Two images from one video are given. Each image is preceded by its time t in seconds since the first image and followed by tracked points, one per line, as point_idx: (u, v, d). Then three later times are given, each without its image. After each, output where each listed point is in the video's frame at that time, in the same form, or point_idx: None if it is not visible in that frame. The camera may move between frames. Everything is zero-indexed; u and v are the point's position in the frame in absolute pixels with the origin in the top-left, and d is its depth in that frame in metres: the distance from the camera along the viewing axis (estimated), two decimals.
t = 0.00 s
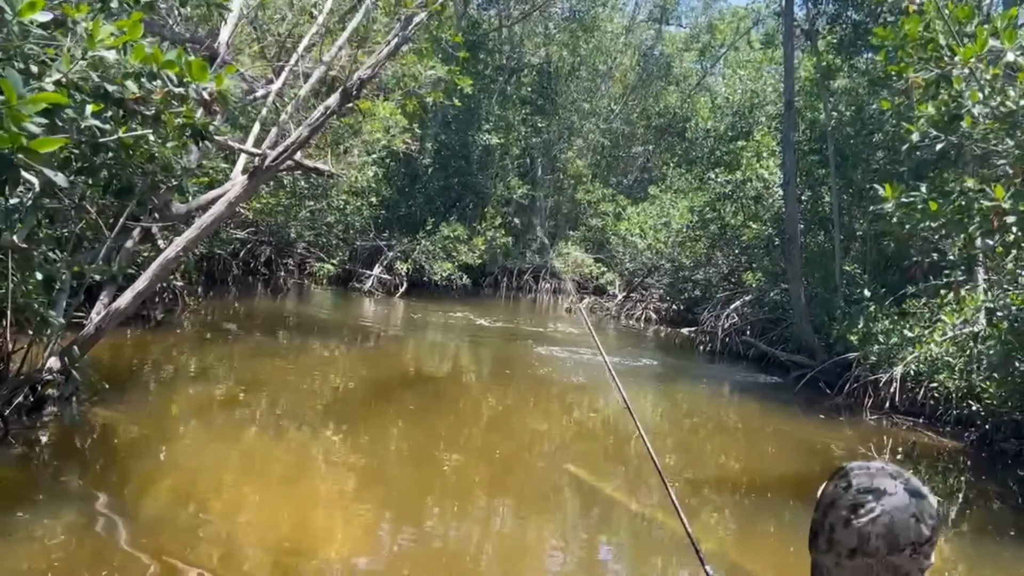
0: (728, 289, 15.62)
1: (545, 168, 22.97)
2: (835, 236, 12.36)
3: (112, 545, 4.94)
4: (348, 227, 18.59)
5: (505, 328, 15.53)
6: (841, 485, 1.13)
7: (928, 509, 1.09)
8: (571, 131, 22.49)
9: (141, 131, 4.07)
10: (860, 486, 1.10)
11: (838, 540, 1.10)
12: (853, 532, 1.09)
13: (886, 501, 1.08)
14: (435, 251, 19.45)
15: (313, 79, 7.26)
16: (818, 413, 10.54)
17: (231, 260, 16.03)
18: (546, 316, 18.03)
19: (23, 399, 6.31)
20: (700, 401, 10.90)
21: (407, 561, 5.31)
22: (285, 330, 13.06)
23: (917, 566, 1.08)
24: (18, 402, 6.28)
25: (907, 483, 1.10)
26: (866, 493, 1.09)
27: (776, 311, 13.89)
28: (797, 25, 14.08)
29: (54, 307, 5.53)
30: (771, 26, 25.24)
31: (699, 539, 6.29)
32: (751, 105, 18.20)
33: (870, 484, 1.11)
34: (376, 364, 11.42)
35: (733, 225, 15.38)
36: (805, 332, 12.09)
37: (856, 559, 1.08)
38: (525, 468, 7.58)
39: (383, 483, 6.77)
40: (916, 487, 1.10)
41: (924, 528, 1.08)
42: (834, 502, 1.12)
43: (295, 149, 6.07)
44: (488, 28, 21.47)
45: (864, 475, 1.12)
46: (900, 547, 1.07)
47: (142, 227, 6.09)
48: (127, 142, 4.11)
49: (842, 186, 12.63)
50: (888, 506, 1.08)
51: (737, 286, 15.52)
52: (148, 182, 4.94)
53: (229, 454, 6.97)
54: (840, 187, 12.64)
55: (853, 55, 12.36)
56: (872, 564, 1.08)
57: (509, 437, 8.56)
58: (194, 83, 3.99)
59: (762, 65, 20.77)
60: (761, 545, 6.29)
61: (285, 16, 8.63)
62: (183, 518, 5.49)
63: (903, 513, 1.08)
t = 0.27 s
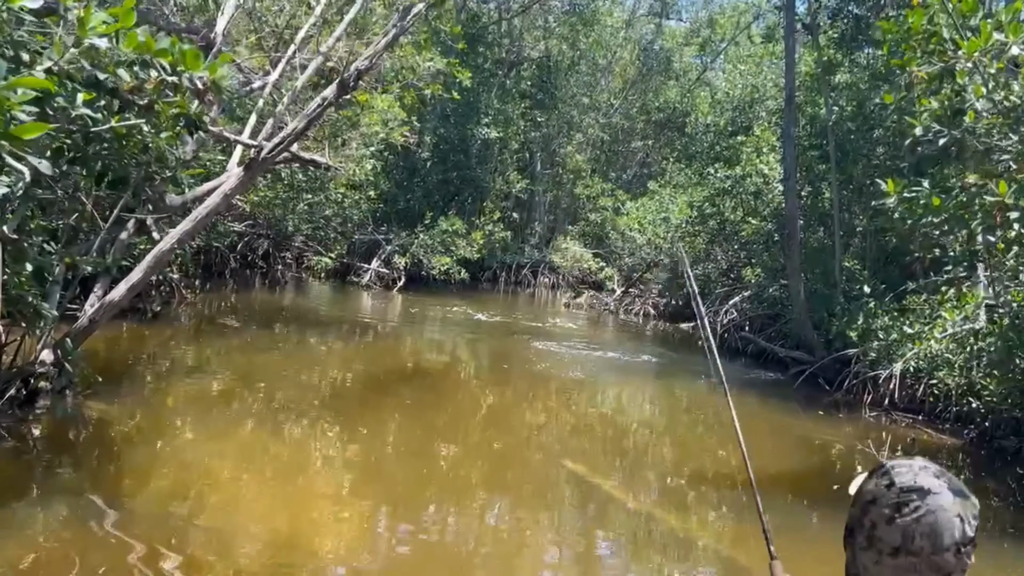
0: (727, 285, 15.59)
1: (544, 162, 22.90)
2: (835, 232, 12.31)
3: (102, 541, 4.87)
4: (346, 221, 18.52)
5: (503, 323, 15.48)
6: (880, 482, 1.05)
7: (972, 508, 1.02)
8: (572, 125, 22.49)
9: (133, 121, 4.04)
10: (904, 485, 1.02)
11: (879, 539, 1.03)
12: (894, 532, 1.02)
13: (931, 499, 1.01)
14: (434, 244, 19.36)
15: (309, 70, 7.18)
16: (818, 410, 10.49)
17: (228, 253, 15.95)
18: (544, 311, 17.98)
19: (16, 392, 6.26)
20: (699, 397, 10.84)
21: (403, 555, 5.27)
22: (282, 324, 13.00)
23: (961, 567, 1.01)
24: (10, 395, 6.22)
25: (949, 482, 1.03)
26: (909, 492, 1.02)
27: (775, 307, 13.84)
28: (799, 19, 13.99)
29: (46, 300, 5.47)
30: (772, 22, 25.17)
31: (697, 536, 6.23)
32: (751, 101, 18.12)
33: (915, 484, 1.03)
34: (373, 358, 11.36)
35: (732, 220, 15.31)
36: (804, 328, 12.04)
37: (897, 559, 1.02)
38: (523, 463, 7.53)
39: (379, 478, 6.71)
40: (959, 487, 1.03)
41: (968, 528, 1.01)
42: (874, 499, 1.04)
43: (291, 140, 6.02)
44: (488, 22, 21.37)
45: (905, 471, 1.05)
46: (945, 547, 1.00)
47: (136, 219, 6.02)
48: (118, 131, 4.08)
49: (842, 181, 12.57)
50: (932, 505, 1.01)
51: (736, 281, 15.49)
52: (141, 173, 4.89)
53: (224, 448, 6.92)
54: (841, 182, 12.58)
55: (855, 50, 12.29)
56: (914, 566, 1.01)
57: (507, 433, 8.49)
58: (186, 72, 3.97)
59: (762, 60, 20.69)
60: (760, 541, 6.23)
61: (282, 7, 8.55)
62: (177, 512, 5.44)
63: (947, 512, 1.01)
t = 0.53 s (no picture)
0: (732, 278, 15.53)
1: (549, 155, 22.83)
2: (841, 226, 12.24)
3: (105, 532, 4.86)
4: (351, 213, 18.49)
5: (508, 316, 15.45)
6: (925, 482, 1.14)
7: (1013, 506, 1.12)
8: (577, 117, 22.36)
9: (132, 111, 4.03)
10: (950, 484, 1.11)
11: (926, 537, 1.12)
12: (942, 531, 1.11)
13: (978, 498, 1.10)
14: (438, 237, 19.22)
15: (312, 61, 7.14)
16: (823, 404, 10.45)
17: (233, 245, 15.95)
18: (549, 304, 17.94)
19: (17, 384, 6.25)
20: (703, 391, 10.80)
21: (407, 547, 5.27)
22: (286, 316, 12.99)
23: (1004, 562, 1.11)
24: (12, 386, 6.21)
25: (994, 482, 1.12)
26: (956, 491, 1.11)
27: (781, 301, 13.78)
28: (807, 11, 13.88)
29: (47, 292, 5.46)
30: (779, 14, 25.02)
31: (702, 530, 6.21)
32: (757, 93, 18.02)
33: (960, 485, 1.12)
34: (377, 351, 11.35)
35: (738, 213, 15.23)
36: (810, 322, 11.99)
37: (945, 556, 1.10)
38: (526, 456, 7.51)
39: (383, 470, 6.69)
40: (1001, 486, 1.12)
41: (1011, 526, 1.11)
42: (920, 499, 1.13)
43: (294, 131, 5.99)
44: (493, 13, 21.27)
45: (948, 469, 1.13)
46: (992, 545, 1.09)
47: (139, 210, 6.01)
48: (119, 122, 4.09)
49: (849, 174, 12.49)
50: (978, 504, 1.10)
51: (742, 275, 15.44)
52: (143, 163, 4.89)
53: (228, 439, 6.92)
54: (848, 176, 12.50)
55: (863, 42, 12.19)
56: (962, 564, 1.10)
57: (511, 426, 8.47)
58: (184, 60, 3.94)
59: (769, 51, 20.56)
60: (765, 536, 6.21)
61: None
62: (180, 503, 5.44)
63: (993, 512, 1.10)
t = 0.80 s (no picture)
0: (742, 270, 15.48)
1: (558, 146, 22.76)
2: (852, 217, 12.12)
3: (110, 521, 4.85)
4: (359, 204, 18.48)
5: (516, 308, 15.41)
6: (949, 472, 1.21)
7: None
8: (586, 108, 22.49)
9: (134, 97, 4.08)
10: (974, 476, 1.18)
11: (953, 530, 1.20)
12: (967, 523, 1.19)
13: (1003, 489, 1.17)
14: (447, 228, 19.26)
15: (317, 49, 7.09)
16: (833, 397, 10.38)
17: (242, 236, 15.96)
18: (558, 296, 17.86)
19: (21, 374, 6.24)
20: (712, 383, 10.75)
21: (415, 536, 5.28)
22: (294, 307, 12.98)
23: None
24: (15, 376, 6.19)
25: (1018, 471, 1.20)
26: (981, 482, 1.18)
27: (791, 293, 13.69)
28: None
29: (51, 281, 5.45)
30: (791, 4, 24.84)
31: (709, 522, 6.16)
32: (768, 83, 17.87)
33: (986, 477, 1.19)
34: (385, 342, 11.33)
35: (748, 205, 15.12)
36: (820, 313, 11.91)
37: (970, 546, 1.19)
38: (534, 448, 7.47)
39: (389, 461, 6.67)
40: None
41: None
42: (944, 490, 1.21)
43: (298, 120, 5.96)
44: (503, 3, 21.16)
45: (973, 462, 1.20)
46: (1015, 536, 1.17)
47: (144, 200, 6.00)
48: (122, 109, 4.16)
49: (861, 165, 12.37)
50: (1004, 496, 1.17)
51: (752, 267, 15.37)
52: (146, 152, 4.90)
53: (235, 430, 6.91)
54: (860, 166, 12.38)
55: (876, 30, 12.05)
56: (988, 555, 1.18)
57: (518, 418, 8.43)
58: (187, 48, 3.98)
59: (781, 41, 20.39)
60: (773, 528, 6.16)
61: None
62: (188, 492, 5.45)
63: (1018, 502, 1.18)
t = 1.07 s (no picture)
0: (754, 260, 15.39)
1: (569, 135, 22.70)
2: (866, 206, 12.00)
3: (119, 509, 4.86)
4: (369, 193, 18.46)
5: (527, 298, 15.38)
6: (965, 461, 1.32)
7: None
8: (598, 97, 22.42)
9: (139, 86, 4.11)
10: (987, 463, 1.28)
11: (969, 519, 1.28)
12: (980, 511, 1.27)
13: (1015, 479, 1.26)
14: (458, 218, 19.15)
15: (326, 37, 7.04)
16: (846, 387, 10.30)
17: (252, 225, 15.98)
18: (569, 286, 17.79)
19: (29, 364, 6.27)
20: (723, 373, 10.70)
21: (426, 525, 5.28)
22: (305, 297, 12.99)
23: None
24: (24, 367, 6.21)
25: None
26: (994, 469, 1.27)
27: (804, 282, 13.59)
28: None
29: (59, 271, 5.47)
30: None
31: (718, 513, 6.13)
32: (782, 71, 17.69)
33: (1000, 467, 1.27)
34: (396, 332, 11.32)
35: (760, 193, 14.99)
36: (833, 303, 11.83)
37: (985, 535, 1.26)
38: (544, 438, 7.45)
39: (399, 450, 6.66)
40: None
41: None
42: (960, 478, 1.31)
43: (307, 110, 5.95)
44: None
45: (989, 452, 1.31)
46: None
47: (151, 189, 6.00)
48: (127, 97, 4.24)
49: (875, 153, 12.24)
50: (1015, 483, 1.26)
51: (764, 256, 15.26)
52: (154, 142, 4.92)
53: (246, 420, 6.92)
54: (874, 155, 12.24)
55: (892, 17, 11.89)
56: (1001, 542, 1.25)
57: (528, 408, 8.41)
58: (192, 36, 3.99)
59: (794, 28, 20.18)
60: (783, 519, 6.12)
61: None
62: (200, 481, 5.46)
63: None
